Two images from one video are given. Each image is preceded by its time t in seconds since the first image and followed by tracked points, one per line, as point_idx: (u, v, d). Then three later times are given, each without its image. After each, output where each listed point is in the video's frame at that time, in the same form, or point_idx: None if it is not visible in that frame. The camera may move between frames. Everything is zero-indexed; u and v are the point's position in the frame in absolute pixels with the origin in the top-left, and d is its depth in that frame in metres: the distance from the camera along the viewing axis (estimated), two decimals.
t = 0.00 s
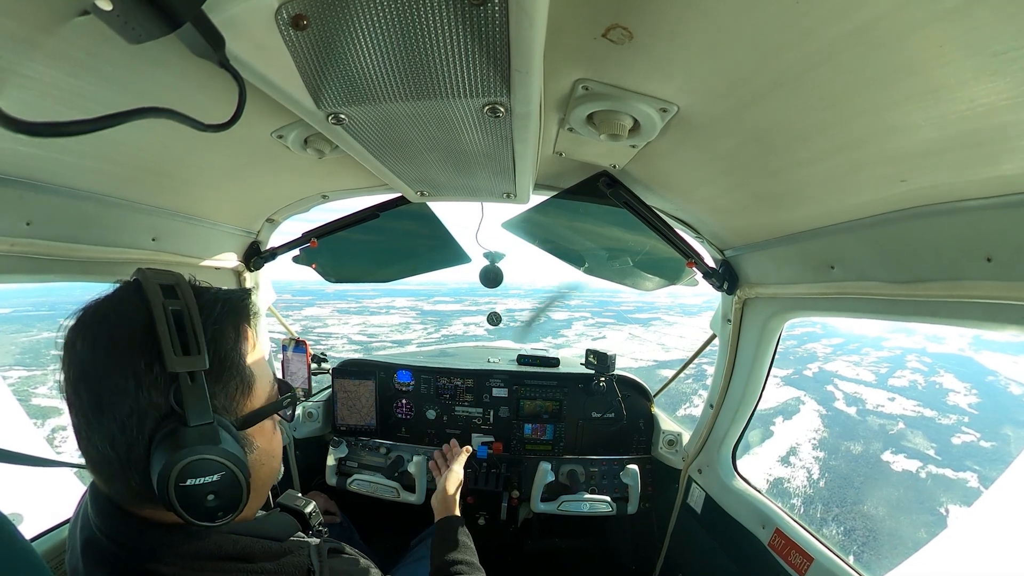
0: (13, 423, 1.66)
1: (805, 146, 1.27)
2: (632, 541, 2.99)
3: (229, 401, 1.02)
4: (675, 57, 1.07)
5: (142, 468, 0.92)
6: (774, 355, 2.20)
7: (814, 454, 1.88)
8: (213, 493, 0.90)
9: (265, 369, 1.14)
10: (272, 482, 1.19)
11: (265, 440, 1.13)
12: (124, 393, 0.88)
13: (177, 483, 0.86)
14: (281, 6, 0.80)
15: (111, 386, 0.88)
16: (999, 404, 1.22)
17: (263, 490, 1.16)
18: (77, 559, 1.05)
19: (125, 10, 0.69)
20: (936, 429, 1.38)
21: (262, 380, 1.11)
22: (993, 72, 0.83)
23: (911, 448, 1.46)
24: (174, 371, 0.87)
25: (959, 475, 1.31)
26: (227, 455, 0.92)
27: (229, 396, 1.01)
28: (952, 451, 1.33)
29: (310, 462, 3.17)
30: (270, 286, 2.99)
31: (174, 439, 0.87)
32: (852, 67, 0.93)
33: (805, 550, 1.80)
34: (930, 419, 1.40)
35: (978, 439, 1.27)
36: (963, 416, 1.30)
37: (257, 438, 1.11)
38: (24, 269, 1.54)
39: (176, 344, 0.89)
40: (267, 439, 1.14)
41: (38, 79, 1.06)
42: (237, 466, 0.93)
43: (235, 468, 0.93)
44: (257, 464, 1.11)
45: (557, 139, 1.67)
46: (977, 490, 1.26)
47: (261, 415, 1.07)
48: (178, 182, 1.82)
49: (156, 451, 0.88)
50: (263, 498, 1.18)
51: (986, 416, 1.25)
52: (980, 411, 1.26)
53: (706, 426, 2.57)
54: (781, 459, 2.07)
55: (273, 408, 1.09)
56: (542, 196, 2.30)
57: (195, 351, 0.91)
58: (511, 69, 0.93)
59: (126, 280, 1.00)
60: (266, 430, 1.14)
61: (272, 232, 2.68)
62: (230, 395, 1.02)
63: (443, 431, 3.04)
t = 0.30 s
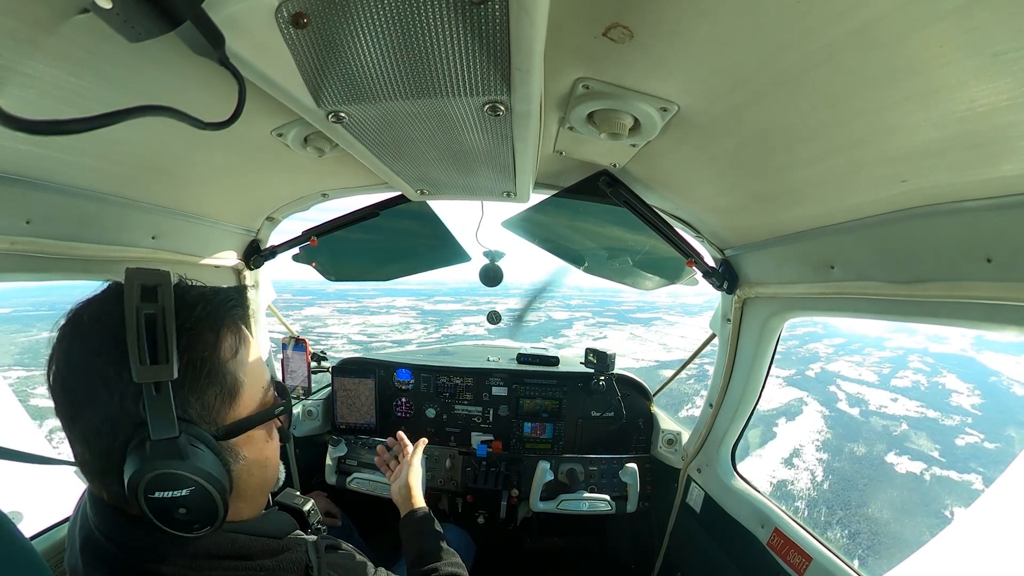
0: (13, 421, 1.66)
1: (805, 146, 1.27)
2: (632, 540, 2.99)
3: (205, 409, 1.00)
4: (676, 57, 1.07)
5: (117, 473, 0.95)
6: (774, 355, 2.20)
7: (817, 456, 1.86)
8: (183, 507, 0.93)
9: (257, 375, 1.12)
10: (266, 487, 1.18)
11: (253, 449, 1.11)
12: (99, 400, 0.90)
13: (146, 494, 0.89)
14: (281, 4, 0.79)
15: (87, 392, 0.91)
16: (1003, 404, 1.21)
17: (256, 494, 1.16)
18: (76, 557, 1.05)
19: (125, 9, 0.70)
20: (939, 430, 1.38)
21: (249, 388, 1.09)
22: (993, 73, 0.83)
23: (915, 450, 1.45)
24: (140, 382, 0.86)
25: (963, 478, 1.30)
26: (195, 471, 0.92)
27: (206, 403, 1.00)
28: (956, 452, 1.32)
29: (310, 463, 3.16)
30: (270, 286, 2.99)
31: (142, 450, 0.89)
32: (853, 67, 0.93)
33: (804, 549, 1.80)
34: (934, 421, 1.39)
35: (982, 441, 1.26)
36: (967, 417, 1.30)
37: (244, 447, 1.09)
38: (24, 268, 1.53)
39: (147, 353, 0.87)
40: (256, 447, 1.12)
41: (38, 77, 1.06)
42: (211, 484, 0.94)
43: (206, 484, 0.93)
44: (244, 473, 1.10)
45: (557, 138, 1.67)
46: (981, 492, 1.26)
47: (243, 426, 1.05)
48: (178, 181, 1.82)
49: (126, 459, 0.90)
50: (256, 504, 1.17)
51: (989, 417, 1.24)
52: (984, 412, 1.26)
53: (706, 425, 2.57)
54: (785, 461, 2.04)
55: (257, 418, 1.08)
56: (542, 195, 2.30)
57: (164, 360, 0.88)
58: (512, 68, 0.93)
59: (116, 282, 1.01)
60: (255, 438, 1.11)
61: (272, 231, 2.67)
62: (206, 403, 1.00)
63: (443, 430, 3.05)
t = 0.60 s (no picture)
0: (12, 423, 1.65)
1: (804, 145, 1.28)
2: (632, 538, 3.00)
3: (201, 417, 0.99)
4: (674, 56, 1.07)
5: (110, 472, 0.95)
6: (775, 355, 2.19)
7: (820, 457, 1.85)
8: (170, 515, 0.92)
9: (262, 386, 1.11)
10: (270, 498, 1.18)
11: (253, 462, 1.10)
12: (95, 399, 0.91)
13: (134, 497, 0.90)
14: (279, 5, 0.80)
15: (83, 390, 0.91)
16: (1006, 405, 1.21)
17: (258, 505, 1.16)
18: (77, 560, 1.06)
19: (122, 11, 0.69)
20: (943, 431, 1.37)
21: (250, 396, 1.08)
22: (992, 70, 0.83)
23: (919, 452, 1.44)
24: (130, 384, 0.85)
25: (967, 479, 1.30)
26: (182, 481, 0.91)
27: (201, 411, 0.99)
28: (960, 454, 1.32)
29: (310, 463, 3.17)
30: (269, 286, 3.00)
31: (133, 454, 0.89)
32: (850, 66, 0.94)
33: (804, 548, 1.80)
34: (937, 422, 1.39)
35: (986, 442, 1.26)
36: (970, 418, 1.29)
37: (244, 459, 1.08)
38: (23, 270, 1.53)
39: (142, 356, 0.87)
40: (257, 459, 1.10)
41: (37, 79, 1.06)
42: (200, 495, 0.93)
43: (195, 496, 0.92)
44: (244, 486, 1.10)
45: (556, 137, 1.68)
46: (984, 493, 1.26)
47: (243, 438, 1.05)
48: (177, 182, 1.82)
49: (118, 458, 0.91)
50: (257, 516, 1.17)
51: (993, 418, 1.24)
52: (987, 413, 1.25)
53: (706, 424, 2.57)
54: (787, 462, 2.03)
55: (259, 429, 1.07)
56: (541, 195, 2.31)
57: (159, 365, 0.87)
58: (511, 67, 0.93)
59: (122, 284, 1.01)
60: (257, 452, 1.10)
61: (271, 231, 2.67)
62: (202, 410, 0.99)
63: (442, 430, 3.04)
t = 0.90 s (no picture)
0: (12, 428, 1.65)
1: (801, 142, 1.28)
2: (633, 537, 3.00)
3: (194, 417, 1.00)
4: (671, 54, 1.07)
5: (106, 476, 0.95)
6: (777, 355, 2.19)
7: (823, 459, 1.85)
8: (167, 516, 0.92)
9: (254, 385, 1.11)
10: (267, 498, 1.17)
11: (248, 461, 1.09)
12: (88, 403, 0.91)
13: (130, 500, 0.90)
14: (275, 7, 0.80)
15: (76, 394, 0.92)
16: (1007, 405, 1.20)
17: (255, 504, 1.15)
18: (76, 564, 1.06)
19: (119, 14, 0.69)
20: (944, 432, 1.37)
21: (244, 396, 1.08)
22: (988, 67, 0.84)
23: (921, 453, 1.44)
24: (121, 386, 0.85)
25: (971, 481, 1.29)
26: (183, 481, 0.92)
27: (195, 412, 1.00)
28: (963, 456, 1.31)
29: (310, 464, 3.17)
30: (267, 286, 2.98)
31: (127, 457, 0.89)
32: (847, 63, 0.94)
33: (805, 544, 1.81)
34: (938, 423, 1.38)
35: (988, 443, 1.25)
36: (972, 419, 1.29)
37: (238, 459, 1.08)
38: (22, 274, 1.53)
39: (132, 357, 0.87)
40: (257, 462, 1.12)
41: (33, 83, 1.06)
42: (195, 495, 0.93)
43: (193, 497, 0.93)
44: (239, 486, 1.09)
45: (553, 136, 1.67)
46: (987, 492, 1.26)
47: (236, 437, 1.04)
48: (175, 185, 1.82)
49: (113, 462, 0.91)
50: (254, 516, 1.16)
51: (996, 419, 1.23)
52: (989, 414, 1.24)
53: (706, 422, 2.57)
54: (790, 464, 2.03)
55: (254, 428, 1.07)
56: (539, 194, 2.31)
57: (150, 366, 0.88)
58: (507, 67, 0.93)
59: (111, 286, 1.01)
60: (251, 450, 1.10)
61: (269, 233, 2.67)
62: (195, 411, 1.00)
63: (443, 430, 3.04)
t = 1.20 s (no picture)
0: (12, 434, 1.65)
1: (798, 139, 1.28)
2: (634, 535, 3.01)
3: (224, 412, 1.01)
4: (667, 52, 1.07)
5: (144, 486, 0.92)
6: (778, 355, 2.18)
7: (824, 461, 1.85)
8: (220, 508, 0.92)
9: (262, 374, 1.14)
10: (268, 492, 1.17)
11: (265, 444, 1.14)
12: (120, 414, 0.88)
13: (184, 502, 0.87)
14: (271, 9, 0.80)
15: (105, 407, 0.87)
16: (1007, 406, 1.21)
17: (266, 495, 1.17)
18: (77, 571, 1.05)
19: (113, 18, 0.69)
20: (946, 433, 1.37)
21: (258, 385, 1.12)
22: (984, 61, 0.84)
23: (923, 455, 1.44)
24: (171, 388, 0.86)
25: (974, 483, 1.29)
26: (232, 470, 0.92)
27: (224, 407, 1.01)
28: (965, 456, 1.31)
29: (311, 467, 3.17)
30: (264, 286, 2.90)
31: (179, 457, 0.87)
32: (843, 59, 0.94)
33: (806, 539, 1.82)
34: (940, 423, 1.38)
35: (990, 444, 1.25)
36: (974, 420, 1.29)
37: (258, 443, 1.12)
38: (21, 280, 1.53)
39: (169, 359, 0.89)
40: (268, 443, 1.16)
41: (30, 88, 1.05)
42: (244, 482, 0.94)
43: (241, 481, 0.94)
44: (262, 469, 1.13)
45: (550, 136, 1.68)
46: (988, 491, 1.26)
47: (256, 422, 1.08)
48: (172, 189, 1.82)
49: (159, 467, 0.88)
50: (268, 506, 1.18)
51: (997, 419, 1.23)
52: (990, 414, 1.24)
53: (706, 419, 2.58)
54: (791, 466, 2.02)
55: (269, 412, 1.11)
56: (537, 193, 2.30)
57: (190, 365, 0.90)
58: (504, 67, 0.93)
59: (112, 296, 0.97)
60: (266, 434, 1.15)
61: (269, 235, 2.67)
62: (225, 406, 1.01)
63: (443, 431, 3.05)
